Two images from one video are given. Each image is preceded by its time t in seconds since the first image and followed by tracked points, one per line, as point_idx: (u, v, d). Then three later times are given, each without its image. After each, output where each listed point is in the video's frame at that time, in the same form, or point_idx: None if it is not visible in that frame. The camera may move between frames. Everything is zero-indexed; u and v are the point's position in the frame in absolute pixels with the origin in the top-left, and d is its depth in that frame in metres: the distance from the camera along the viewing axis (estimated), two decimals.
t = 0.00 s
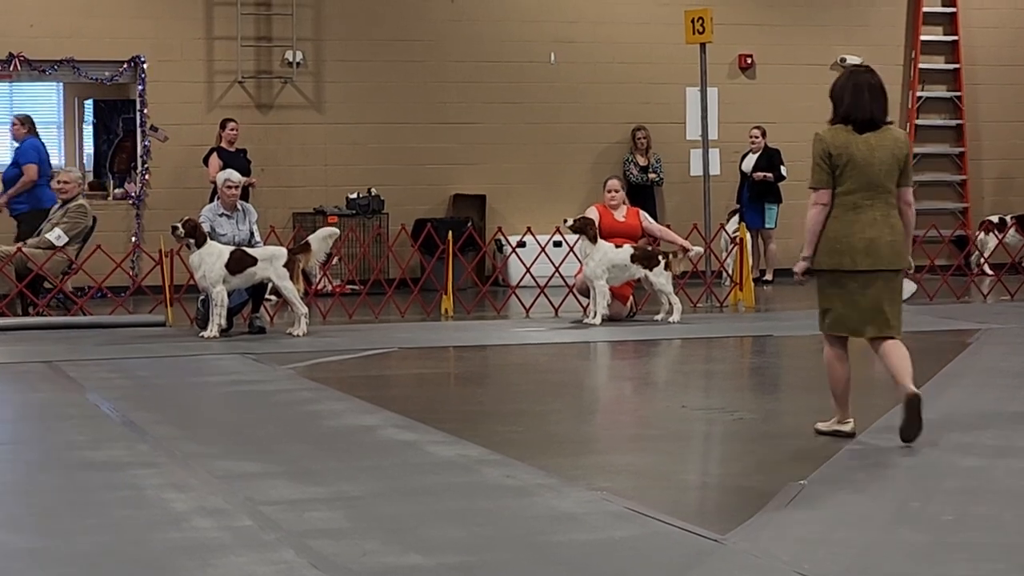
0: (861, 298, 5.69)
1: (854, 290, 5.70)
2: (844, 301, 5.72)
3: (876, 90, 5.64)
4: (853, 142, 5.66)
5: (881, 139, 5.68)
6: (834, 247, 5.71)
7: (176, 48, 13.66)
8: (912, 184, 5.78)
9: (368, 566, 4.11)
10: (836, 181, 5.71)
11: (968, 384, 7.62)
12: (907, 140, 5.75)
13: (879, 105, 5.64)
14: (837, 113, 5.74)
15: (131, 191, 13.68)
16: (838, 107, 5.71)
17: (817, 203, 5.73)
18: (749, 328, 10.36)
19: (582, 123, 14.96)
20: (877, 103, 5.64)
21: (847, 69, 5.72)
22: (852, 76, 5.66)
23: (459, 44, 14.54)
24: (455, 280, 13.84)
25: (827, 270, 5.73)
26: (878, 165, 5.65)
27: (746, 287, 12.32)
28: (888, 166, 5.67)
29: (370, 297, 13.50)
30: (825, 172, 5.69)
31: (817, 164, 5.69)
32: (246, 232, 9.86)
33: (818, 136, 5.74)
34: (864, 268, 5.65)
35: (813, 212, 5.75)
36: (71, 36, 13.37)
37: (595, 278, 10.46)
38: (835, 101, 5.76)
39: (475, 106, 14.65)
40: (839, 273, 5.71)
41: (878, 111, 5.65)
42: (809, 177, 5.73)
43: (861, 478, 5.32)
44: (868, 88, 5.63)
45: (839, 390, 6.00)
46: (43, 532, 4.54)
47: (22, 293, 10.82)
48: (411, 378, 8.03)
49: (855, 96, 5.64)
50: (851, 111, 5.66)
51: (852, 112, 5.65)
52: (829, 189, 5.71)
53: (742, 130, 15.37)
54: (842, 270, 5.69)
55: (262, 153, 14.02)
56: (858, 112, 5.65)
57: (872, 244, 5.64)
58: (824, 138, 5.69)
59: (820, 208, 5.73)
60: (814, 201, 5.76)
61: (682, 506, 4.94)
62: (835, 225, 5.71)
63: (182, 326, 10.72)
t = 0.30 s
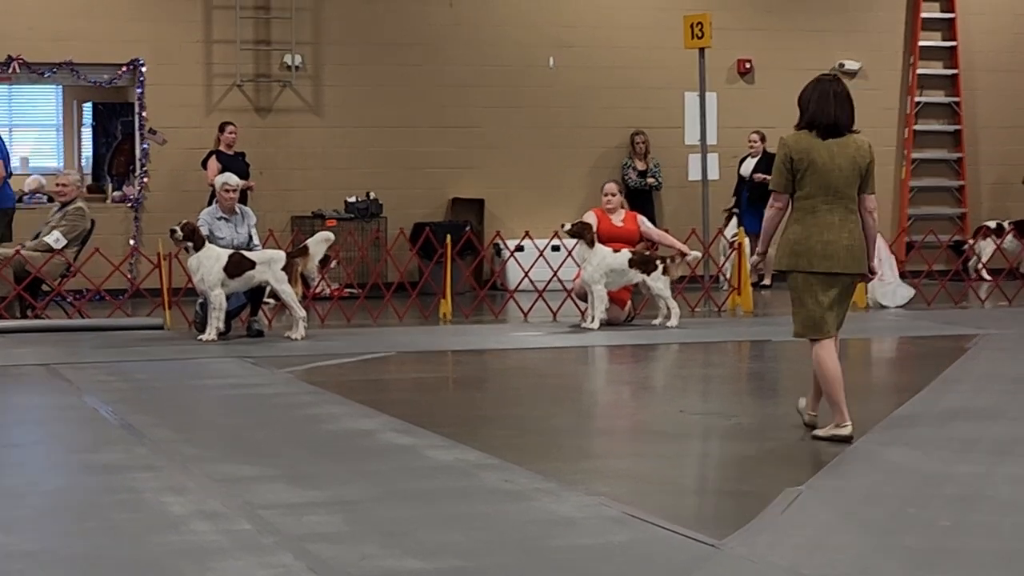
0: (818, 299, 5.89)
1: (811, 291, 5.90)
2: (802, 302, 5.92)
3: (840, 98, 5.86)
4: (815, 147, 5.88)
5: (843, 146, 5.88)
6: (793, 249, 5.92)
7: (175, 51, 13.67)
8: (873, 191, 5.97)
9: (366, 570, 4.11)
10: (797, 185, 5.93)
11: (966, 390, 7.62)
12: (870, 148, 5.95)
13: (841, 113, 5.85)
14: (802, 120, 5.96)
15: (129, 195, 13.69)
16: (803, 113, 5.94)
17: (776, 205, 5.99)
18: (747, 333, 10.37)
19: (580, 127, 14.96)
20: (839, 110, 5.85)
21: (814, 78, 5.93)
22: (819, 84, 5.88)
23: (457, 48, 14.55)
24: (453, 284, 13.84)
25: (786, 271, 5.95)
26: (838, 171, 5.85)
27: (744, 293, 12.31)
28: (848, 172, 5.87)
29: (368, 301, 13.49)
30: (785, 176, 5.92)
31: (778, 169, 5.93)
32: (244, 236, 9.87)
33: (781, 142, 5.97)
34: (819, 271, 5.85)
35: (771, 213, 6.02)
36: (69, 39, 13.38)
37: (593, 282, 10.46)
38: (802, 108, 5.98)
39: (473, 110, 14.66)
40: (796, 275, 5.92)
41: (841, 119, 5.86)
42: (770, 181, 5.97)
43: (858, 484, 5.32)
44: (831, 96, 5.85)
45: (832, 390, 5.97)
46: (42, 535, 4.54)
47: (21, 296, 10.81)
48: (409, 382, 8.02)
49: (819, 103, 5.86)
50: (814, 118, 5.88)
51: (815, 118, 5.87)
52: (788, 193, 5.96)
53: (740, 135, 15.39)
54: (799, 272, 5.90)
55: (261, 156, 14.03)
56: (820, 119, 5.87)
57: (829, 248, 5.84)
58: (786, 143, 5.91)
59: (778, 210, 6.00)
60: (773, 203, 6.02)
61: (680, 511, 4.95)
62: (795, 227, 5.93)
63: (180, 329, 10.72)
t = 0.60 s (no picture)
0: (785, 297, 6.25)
1: (779, 288, 6.25)
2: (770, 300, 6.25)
3: (810, 106, 6.21)
4: (787, 152, 6.19)
5: (813, 152, 6.22)
6: (764, 249, 6.24)
7: (173, 54, 13.66)
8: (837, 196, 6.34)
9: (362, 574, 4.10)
10: (769, 187, 6.23)
11: (963, 395, 7.62)
12: (835, 153, 6.31)
13: (811, 119, 6.20)
14: (773, 125, 6.27)
15: (127, 198, 13.69)
16: (775, 119, 6.25)
17: (750, 207, 6.25)
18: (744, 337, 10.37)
19: (578, 130, 14.96)
20: (810, 117, 6.19)
21: (785, 86, 6.25)
22: (789, 92, 6.21)
23: (454, 51, 14.55)
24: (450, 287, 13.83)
25: (757, 270, 6.27)
26: (808, 175, 6.19)
27: (741, 297, 12.31)
28: (817, 177, 6.21)
29: (365, 304, 13.48)
30: (759, 179, 6.20)
31: (752, 172, 6.19)
32: (242, 239, 9.86)
33: (754, 145, 6.23)
34: (791, 270, 6.19)
35: (746, 215, 6.28)
36: (67, 41, 13.38)
37: (591, 286, 10.46)
38: (772, 114, 6.31)
39: (471, 113, 14.66)
40: (768, 273, 6.25)
41: (810, 126, 6.20)
42: (743, 183, 6.23)
43: (855, 488, 5.31)
44: (802, 104, 6.19)
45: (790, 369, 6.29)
46: (39, 538, 4.53)
47: (18, 298, 10.87)
48: (406, 386, 8.01)
49: (790, 110, 6.20)
50: (786, 123, 6.21)
51: (788, 124, 6.20)
52: (761, 195, 6.23)
53: (738, 139, 15.40)
54: (771, 271, 6.22)
55: (259, 160, 14.02)
56: (792, 125, 6.20)
57: (800, 248, 6.19)
58: (761, 147, 6.18)
59: (752, 212, 6.26)
60: (746, 205, 6.28)
61: (678, 516, 4.94)
62: (767, 228, 6.24)
63: (177, 333, 10.72)
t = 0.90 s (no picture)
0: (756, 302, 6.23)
1: (748, 295, 6.24)
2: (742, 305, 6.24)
3: (767, 112, 6.19)
4: (749, 159, 6.16)
5: (774, 156, 6.20)
6: (732, 256, 6.22)
7: (166, 55, 13.65)
8: (799, 197, 6.34)
9: None
10: (734, 194, 6.20)
11: (956, 396, 7.63)
12: (796, 157, 6.30)
13: (771, 124, 6.19)
14: (733, 132, 6.23)
15: (120, 198, 13.68)
16: (732, 127, 6.22)
17: (718, 214, 6.19)
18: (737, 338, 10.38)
19: (571, 131, 14.97)
20: (768, 122, 6.17)
21: (742, 92, 6.22)
22: (745, 99, 6.19)
23: (448, 52, 14.55)
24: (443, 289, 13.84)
25: (726, 276, 6.25)
26: (771, 180, 6.18)
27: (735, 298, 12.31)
28: (781, 181, 6.20)
29: (359, 305, 13.48)
30: (725, 186, 6.16)
31: (717, 179, 6.16)
32: (235, 240, 9.85)
33: (716, 154, 6.19)
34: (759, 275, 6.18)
35: (713, 221, 6.21)
36: (60, 42, 13.37)
37: (583, 287, 10.45)
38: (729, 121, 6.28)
39: (464, 114, 14.66)
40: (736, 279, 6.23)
41: (769, 132, 6.19)
42: (709, 190, 6.19)
43: (848, 489, 5.31)
44: (759, 110, 6.18)
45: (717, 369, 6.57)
46: (32, 539, 4.53)
47: (11, 299, 10.82)
48: (399, 387, 8.00)
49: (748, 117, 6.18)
50: (744, 131, 6.18)
51: (746, 132, 6.17)
52: (728, 201, 6.19)
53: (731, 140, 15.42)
54: (740, 277, 6.21)
55: (253, 160, 14.02)
56: (751, 133, 6.19)
57: (767, 253, 6.18)
58: (724, 155, 6.14)
59: (720, 218, 6.20)
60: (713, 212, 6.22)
61: (671, 517, 4.94)
62: (734, 235, 6.21)
63: (170, 333, 10.70)
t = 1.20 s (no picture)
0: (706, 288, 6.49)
1: (699, 283, 6.48)
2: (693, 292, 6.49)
3: (720, 107, 6.46)
4: (701, 152, 6.46)
5: (727, 150, 6.49)
6: (684, 245, 6.50)
7: (161, 55, 13.63)
8: (755, 190, 6.60)
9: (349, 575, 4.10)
10: (687, 186, 6.51)
11: (950, 395, 7.64)
12: (751, 151, 6.57)
13: (724, 119, 6.46)
14: (688, 127, 6.55)
15: (114, 198, 13.66)
16: (687, 122, 6.52)
17: (669, 205, 6.53)
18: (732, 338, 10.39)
19: (565, 131, 14.96)
20: (720, 117, 6.46)
21: (697, 89, 6.53)
22: (699, 95, 6.48)
23: (442, 51, 14.54)
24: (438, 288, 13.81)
25: (677, 264, 6.53)
26: (723, 173, 6.46)
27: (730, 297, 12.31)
28: (733, 174, 6.48)
29: (353, 305, 13.46)
30: (677, 179, 6.50)
31: (671, 173, 6.50)
32: (229, 239, 9.84)
33: (671, 149, 6.54)
34: (708, 263, 6.45)
35: (665, 212, 6.55)
36: (55, 42, 13.35)
37: (578, 287, 10.46)
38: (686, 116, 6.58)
39: (459, 113, 14.65)
40: (687, 267, 6.50)
41: (721, 126, 6.46)
42: (664, 183, 6.53)
43: (842, 489, 5.31)
44: (712, 105, 6.45)
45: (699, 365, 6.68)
46: (26, 539, 4.52)
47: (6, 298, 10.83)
48: (393, 386, 8.00)
49: (700, 112, 6.47)
50: (696, 126, 6.47)
51: (697, 126, 6.46)
52: (680, 194, 6.52)
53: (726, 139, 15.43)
54: (690, 265, 6.48)
55: (247, 160, 14.01)
56: (703, 126, 6.46)
57: (718, 243, 6.44)
58: (677, 149, 6.48)
59: (671, 209, 6.53)
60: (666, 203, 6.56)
61: (666, 516, 4.94)
62: (687, 225, 6.52)
63: (164, 333, 10.69)
